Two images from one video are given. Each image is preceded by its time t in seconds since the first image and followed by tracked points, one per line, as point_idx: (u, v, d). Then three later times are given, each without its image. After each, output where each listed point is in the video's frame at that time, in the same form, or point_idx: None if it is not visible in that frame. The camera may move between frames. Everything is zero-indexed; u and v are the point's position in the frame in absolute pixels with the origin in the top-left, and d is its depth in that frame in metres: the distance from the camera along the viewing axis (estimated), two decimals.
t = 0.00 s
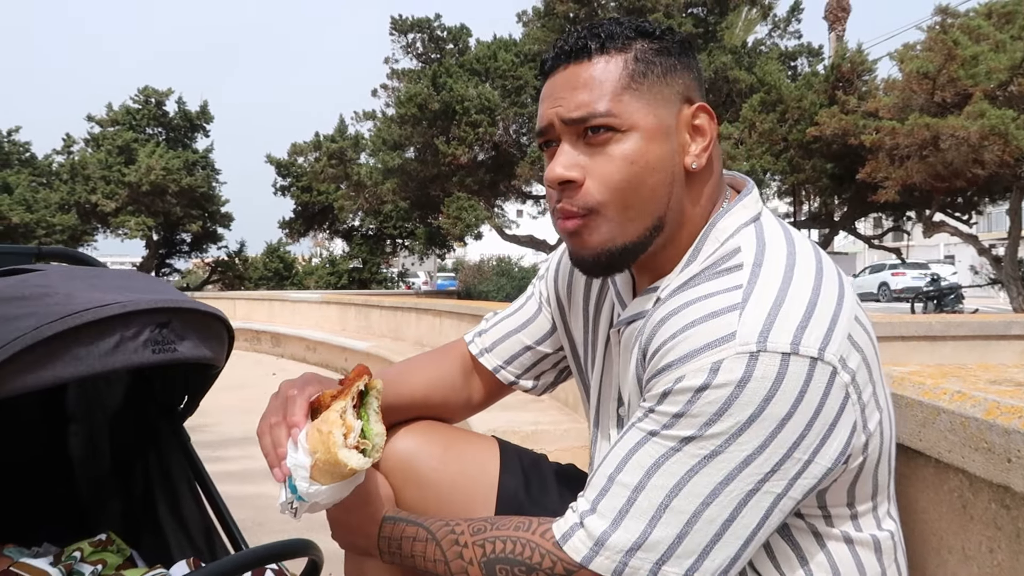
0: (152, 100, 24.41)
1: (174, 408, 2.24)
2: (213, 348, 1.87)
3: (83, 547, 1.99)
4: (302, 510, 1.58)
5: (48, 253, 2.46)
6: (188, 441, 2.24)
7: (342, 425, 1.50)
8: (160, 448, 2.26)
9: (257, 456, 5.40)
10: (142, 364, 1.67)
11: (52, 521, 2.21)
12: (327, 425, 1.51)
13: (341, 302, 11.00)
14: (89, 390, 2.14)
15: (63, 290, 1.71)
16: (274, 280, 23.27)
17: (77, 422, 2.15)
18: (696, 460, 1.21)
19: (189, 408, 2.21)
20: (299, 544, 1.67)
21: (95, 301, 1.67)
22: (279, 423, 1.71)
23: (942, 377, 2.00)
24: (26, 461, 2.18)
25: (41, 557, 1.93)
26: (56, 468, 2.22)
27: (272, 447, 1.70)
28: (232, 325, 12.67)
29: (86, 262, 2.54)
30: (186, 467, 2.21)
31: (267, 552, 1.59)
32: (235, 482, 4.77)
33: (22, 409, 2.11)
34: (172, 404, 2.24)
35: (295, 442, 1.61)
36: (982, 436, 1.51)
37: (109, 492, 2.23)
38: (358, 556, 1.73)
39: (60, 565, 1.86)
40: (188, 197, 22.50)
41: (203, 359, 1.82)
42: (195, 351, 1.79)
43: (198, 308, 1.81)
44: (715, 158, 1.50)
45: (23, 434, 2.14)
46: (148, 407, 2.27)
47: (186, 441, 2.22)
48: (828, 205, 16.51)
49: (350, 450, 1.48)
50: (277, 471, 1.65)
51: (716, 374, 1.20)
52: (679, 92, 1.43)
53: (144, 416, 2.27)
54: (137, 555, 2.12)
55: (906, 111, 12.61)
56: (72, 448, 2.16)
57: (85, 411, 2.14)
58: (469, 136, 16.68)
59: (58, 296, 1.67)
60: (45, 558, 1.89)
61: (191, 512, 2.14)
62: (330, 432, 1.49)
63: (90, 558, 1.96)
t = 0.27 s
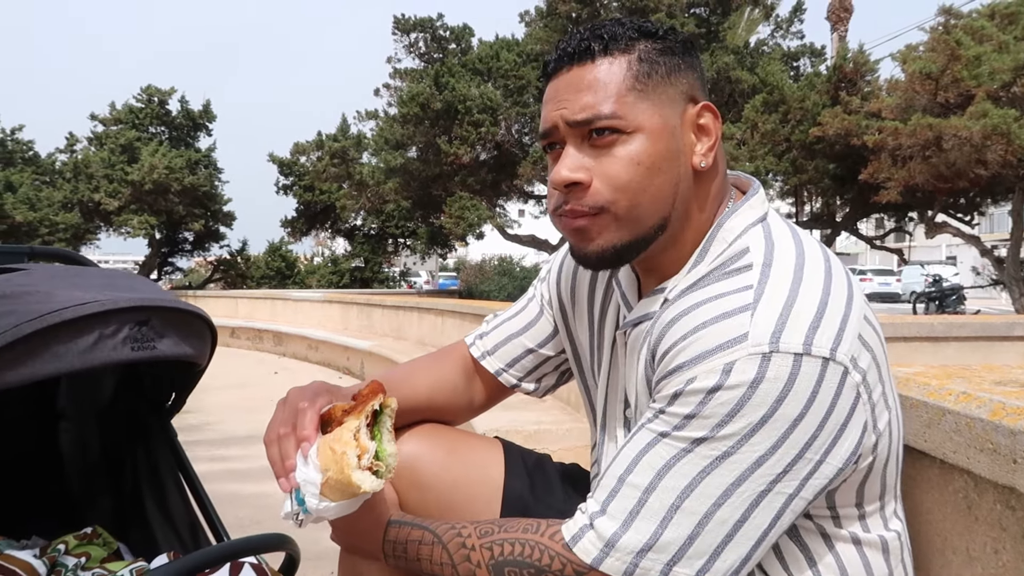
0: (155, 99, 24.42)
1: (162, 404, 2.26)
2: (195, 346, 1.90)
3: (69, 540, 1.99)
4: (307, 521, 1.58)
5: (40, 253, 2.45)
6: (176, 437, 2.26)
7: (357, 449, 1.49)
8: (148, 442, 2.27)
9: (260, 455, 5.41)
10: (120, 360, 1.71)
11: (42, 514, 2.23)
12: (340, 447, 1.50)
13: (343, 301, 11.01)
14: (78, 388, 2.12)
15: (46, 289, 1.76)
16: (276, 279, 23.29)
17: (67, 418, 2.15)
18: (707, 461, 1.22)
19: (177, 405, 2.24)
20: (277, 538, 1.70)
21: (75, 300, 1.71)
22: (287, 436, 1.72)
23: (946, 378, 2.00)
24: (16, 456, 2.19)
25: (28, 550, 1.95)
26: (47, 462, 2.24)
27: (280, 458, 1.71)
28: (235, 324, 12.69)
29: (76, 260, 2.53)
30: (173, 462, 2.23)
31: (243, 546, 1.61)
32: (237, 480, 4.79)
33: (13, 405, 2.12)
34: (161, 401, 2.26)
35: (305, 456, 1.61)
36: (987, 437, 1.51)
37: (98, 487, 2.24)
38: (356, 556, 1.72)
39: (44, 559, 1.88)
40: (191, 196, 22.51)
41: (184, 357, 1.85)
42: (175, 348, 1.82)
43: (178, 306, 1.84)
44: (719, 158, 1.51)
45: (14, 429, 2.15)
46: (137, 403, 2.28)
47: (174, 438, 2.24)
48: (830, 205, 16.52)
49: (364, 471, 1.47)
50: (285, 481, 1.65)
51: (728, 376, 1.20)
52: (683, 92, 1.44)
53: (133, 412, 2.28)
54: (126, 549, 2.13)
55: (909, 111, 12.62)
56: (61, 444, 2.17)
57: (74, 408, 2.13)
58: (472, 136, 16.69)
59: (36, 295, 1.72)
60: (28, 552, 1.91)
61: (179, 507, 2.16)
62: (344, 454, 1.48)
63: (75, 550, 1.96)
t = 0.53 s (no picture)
0: (155, 99, 24.41)
1: (142, 403, 2.26)
2: (173, 345, 1.93)
3: (51, 536, 1.99)
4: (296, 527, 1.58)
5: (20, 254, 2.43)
6: (157, 435, 2.26)
7: (346, 461, 1.49)
8: (130, 442, 2.27)
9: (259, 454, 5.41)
10: (99, 359, 1.72)
11: (23, 513, 2.20)
12: (329, 459, 1.50)
13: (344, 300, 11.01)
14: (62, 385, 2.14)
15: (26, 288, 1.78)
16: (277, 279, 23.29)
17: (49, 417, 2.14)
18: (700, 462, 1.22)
19: (157, 404, 2.23)
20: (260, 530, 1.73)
21: (54, 299, 1.72)
22: (281, 441, 1.71)
23: (947, 375, 2.00)
24: None
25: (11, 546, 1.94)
26: (29, 460, 2.22)
27: (273, 464, 1.69)
28: (235, 324, 12.69)
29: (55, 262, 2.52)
30: (155, 460, 2.23)
31: (225, 539, 1.61)
32: (237, 480, 4.79)
33: None
34: (142, 399, 2.26)
35: (297, 463, 1.61)
36: (987, 434, 1.50)
37: (79, 484, 2.22)
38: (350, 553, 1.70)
39: (26, 554, 1.89)
40: (191, 195, 22.50)
41: (162, 355, 1.87)
42: (154, 347, 1.84)
43: (157, 305, 1.86)
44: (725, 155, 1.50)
45: None
46: (118, 401, 2.28)
47: (156, 436, 2.24)
48: (831, 202, 16.50)
49: (351, 482, 1.47)
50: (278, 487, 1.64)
51: (724, 377, 1.20)
52: (690, 87, 1.43)
53: (115, 410, 2.28)
54: (108, 545, 2.12)
55: (910, 108, 12.61)
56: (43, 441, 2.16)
57: (56, 406, 2.13)
58: (472, 134, 16.68)
59: (16, 294, 1.73)
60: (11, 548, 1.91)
61: (161, 504, 2.18)
62: (332, 465, 1.49)
63: (57, 547, 1.97)
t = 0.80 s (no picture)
0: (153, 84, 24.28)
1: (122, 386, 2.26)
2: (148, 328, 1.95)
3: (31, 516, 2.00)
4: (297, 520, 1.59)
5: None
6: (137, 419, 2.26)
7: (340, 458, 1.49)
8: (110, 425, 2.27)
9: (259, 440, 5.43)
10: (74, 343, 1.74)
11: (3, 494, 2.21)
12: (324, 456, 1.50)
13: (344, 286, 11.01)
14: (42, 368, 2.15)
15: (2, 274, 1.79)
16: (277, 265, 23.30)
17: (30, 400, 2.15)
18: (694, 444, 1.22)
19: (137, 387, 2.23)
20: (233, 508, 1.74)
21: (29, 284, 1.74)
22: (278, 437, 1.71)
23: (947, 361, 2.00)
24: None
25: None
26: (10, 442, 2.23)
27: (270, 459, 1.69)
28: (236, 310, 12.70)
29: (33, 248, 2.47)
30: (134, 443, 2.24)
31: (201, 515, 1.65)
32: (237, 464, 4.81)
33: None
34: (122, 382, 2.26)
35: (294, 459, 1.60)
36: (986, 420, 1.50)
37: (60, 466, 2.24)
38: (342, 539, 1.68)
39: (5, 534, 1.89)
40: (190, 181, 22.43)
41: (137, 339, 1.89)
42: (128, 330, 1.86)
43: (132, 289, 1.88)
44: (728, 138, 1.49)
45: None
46: (98, 385, 2.28)
47: (135, 419, 2.24)
48: (832, 187, 16.45)
49: (347, 479, 1.48)
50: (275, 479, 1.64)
51: (721, 360, 1.19)
52: (693, 71, 1.42)
53: (95, 394, 2.28)
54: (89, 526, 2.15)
55: (913, 92, 12.55)
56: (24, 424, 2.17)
57: (38, 389, 2.15)
58: (471, 120, 16.61)
59: None
60: None
61: (142, 485, 2.20)
62: (327, 463, 1.49)
63: (37, 526, 1.96)
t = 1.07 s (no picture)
0: (151, 73, 24.20)
1: (125, 377, 2.26)
2: (155, 319, 1.91)
3: (37, 505, 2.00)
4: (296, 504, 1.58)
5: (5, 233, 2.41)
6: (141, 409, 2.25)
7: (334, 444, 1.49)
8: (114, 414, 2.28)
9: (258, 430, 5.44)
10: (81, 333, 1.72)
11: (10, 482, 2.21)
12: (319, 439, 1.51)
13: (342, 277, 11.01)
14: (47, 359, 2.14)
15: (8, 265, 1.78)
16: (275, 255, 23.28)
17: (34, 389, 2.14)
18: (691, 426, 1.22)
19: (142, 376, 2.22)
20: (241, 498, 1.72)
21: (35, 275, 1.73)
22: (277, 421, 1.71)
23: (946, 353, 1.99)
24: None
25: None
26: (16, 433, 2.23)
27: (270, 442, 1.69)
28: (234, 300, 12.69)
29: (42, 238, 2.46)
30: (139, 432, 2.23)
31: (208, 506, 1.63)
32: (236, 454, 4.82)
33: None
34: (126, 373, 2.25)
35: (292, 442, 1.61)
36: (984, 412, 1.50)
37: (65, 454, 2.23)
38: (345, 522, 1.67)
39: (12, 523, 1.88)
40: (189, 171, 22.35)
41: (146, 330, 1.86)
42: (136, 321, 1.83)
43: (140, 281, 1.85)
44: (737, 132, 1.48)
45: None
46: (101, 375, 2.27)
47: (140, 409, 2.23)
48: (831, 179, 16.43)
49: (342, 463, 1.47)
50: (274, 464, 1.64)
51: (718, 343, 1.20)
52: (705, 64, 1.41)
53: (99, 384, 2.28)
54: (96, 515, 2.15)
55: (913, 84, 12.52)
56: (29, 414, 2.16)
57: (42, 378, 2.14)
58: (471, 110, 16.56)
59: None
60: None
61: (148, 474, 2.20)
62: (322, 446, 1.49)
63: (44, 515, 1.97)
